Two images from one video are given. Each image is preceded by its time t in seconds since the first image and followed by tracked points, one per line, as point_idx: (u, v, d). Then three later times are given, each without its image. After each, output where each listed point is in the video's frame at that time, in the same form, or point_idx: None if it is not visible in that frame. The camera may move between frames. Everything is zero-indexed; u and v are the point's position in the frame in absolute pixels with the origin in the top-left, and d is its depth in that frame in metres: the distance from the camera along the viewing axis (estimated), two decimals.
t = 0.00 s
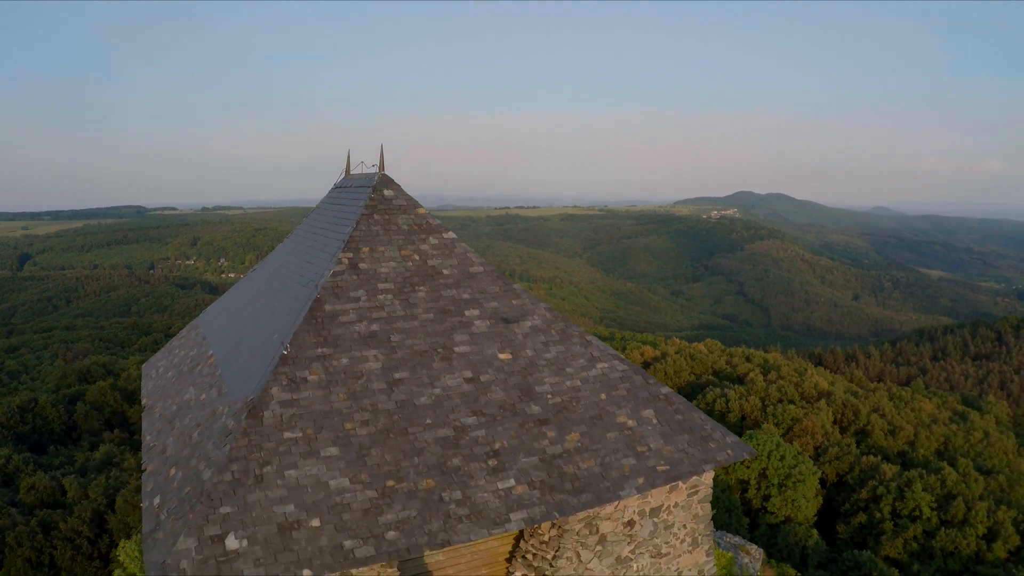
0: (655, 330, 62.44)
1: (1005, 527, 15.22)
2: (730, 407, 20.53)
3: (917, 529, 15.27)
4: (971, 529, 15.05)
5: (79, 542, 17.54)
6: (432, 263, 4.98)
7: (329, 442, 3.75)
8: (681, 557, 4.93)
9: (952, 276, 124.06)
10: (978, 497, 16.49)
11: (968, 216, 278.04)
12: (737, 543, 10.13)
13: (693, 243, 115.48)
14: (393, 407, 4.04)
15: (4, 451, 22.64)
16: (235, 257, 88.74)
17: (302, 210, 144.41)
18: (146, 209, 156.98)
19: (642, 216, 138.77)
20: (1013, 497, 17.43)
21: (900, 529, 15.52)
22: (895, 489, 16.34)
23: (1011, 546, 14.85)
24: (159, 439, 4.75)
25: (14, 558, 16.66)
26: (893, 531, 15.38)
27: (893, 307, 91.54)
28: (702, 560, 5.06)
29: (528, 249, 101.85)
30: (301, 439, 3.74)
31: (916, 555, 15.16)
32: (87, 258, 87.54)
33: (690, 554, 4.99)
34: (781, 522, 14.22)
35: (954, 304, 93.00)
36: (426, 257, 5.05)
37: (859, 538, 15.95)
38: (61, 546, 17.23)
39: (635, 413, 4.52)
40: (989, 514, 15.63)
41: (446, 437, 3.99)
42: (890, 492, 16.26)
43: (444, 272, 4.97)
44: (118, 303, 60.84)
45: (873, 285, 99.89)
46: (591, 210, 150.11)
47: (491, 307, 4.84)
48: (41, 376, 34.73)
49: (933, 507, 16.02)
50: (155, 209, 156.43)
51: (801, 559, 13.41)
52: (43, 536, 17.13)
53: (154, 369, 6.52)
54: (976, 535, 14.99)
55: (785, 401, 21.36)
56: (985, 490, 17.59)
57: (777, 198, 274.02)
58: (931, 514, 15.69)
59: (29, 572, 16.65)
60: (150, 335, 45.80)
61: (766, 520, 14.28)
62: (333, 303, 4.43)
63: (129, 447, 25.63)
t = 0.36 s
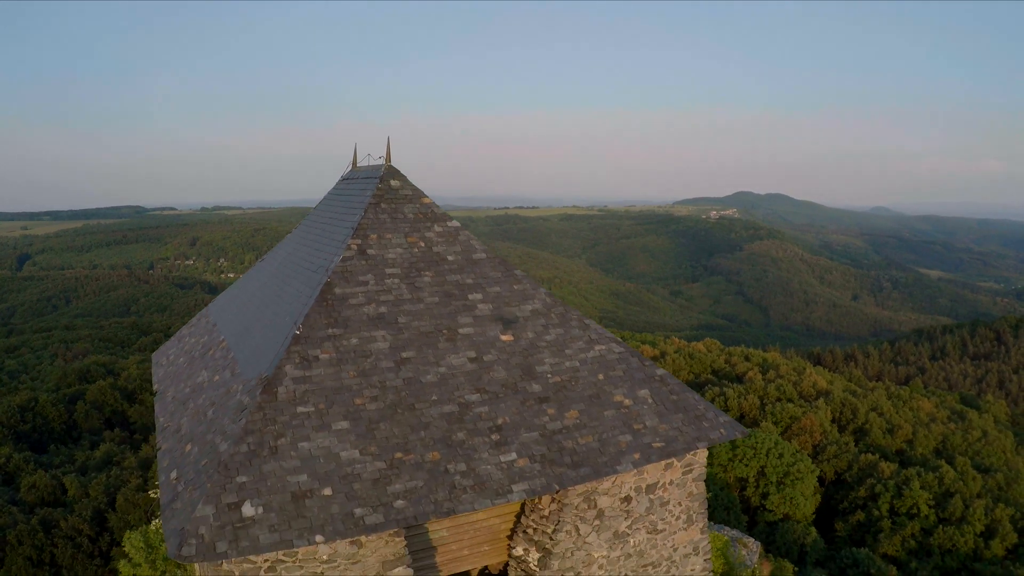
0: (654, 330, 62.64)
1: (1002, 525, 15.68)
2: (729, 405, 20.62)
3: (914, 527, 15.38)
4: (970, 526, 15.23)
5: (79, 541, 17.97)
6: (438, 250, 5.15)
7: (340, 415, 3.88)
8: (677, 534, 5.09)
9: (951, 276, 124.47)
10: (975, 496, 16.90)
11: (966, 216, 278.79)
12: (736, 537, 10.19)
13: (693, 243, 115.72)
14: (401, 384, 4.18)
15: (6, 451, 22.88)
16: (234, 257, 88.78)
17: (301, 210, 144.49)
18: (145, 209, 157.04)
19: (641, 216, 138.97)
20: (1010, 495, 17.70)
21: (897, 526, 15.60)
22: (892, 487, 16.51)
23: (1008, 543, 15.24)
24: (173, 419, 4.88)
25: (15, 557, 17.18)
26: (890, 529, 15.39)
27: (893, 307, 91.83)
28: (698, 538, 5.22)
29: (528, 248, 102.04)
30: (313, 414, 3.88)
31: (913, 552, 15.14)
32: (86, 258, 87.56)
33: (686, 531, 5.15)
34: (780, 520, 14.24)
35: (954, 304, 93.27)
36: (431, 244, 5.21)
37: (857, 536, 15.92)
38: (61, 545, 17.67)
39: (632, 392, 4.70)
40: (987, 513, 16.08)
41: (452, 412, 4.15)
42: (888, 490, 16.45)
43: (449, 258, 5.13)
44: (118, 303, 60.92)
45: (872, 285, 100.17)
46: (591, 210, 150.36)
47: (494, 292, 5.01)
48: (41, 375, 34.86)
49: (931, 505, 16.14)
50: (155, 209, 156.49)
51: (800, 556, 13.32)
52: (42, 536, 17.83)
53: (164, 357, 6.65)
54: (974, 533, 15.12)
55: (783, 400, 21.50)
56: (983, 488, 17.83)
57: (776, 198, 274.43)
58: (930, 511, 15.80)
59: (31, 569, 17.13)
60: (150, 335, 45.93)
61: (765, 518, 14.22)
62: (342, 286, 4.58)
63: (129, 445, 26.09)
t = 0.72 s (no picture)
0: (653, 330, 62.85)
1: (998, 523, 15.92)
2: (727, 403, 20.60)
3: (912, 525, 15.51)
4: (966, 524, 15.37)
5: (79, 539, 18.21)
6: (441, 239, 5.34)
7: (350, 393, 4.06)
8: (671, 512, 5.28)
9: (949, 276, 124.86)
10: (971, 493, 17.03)
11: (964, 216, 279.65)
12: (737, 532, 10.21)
13: (691, 243, 116.00)
14: (407, 364, 4.37)
15: (5, 450, 23.08)
16: (232, 257, 88.84)
17: (299, 210, 144.65)
18: (144, 209, 157.20)
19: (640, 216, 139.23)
20: (1008, 493, 18.02)
21: (894, 524, 15.72)
22: (890, 485, 16.61)
23: (1004, 540, 15.50)
24: (187, 402, 5.04)
25: (15, 555, 17.34)
26: (888, 527, 15.52)
27: (891, 307, 92.17)
28: (692, 517, 5.41)
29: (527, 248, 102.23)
30: (324, 391, 4.07)
31: (910, 550, 15.25)
32: (84, 258, 87.60)
33: (681, 509, 5.34)
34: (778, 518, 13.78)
35: (952, 305, 93.59)
36: (434, 234, 5.40)
37: (854, 533, 15.92)
38: (62, 543, 17.93)
39: (627, 374, 4.90)
40: (984, 510, 16.29)
41: (455, 391, 4.34)
42: (885, 487, 16.56)
43: (452, 247, 5.33)
44: (117, 302, 61.08)
45: (871, 285, 100.50)
46: (590, 210, 150.70)
47: (495, 279, 5.20)
48: (41, 375, 35.00)
49: (928, 503, 16.25)
50: (153, 209, 156.68)
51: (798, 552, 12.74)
52: (43, 534, 18.04)
53: (174, 346, 6.81)
54: (971, 530, 15.30)
55: (781, 398, 21.62)
56: (981, 486, 18.09)
57: (775, 198, 274.94)
58: (927, 509, 15.98)
59: (31, 567, 17.36)
60: (150, 335, 46.05)
61: (763, 515, 13.75)
62: (351, 272, 4.77)
63: (127, 444, 26.37)
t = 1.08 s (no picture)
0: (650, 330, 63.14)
1: (994, 520, 16.17)
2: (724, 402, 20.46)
3: (908, 522, 15.63)
4: (962, 521, 15.65)
5: (78, 537, 18.37)
6: (444, 228, 5.56)
7: (358, 372, 4.26)
8: (664, 492, 5.48)
9: (946, 276, 125.41)
10: (966, 490, 17.40)
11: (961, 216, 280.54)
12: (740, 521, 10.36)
13: (688, 242, 116.42)
14: (410, 346, 4.58)
15: (4, 450, 23.22)
16: (230, 257, 88.94)
17: (296, 210, 144.77)
18: (141, 209, 157.52)
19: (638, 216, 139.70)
20: (1002, 491, 18.20)
21: (891, 521, 15.82)
22: (886, 482, 16.71)
23: (1001, 537, 15.75)
24: (198, 385, 5.23)
25: (14, 554, 17.41)
26: (884, 524, 15.59)
27: (888, 307, 92.57)
28: (684, 497, 5.62)
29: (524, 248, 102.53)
30: (333, 370, 4.27)
31: (906, 546, 15.43)
32: (81, 258, 87.67)
33: (674, 489, 5.54)
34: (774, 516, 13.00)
35: (949, 304, 94.09)
36: (436, 223, 5.62)
37: (850, 531, 16.10)
38: (61, 541, 18.05)
39: (621, 356, 5.12)
40: (980, 508, 16.59)
41: (457, 372, 4.55)
42: (882, 485, 16.63)
43: (453, 236, 5.55)
44: (115, 303, 61.12)
45: (868, 285, 101.01)
46: (587, 210, 151.16)
47: (495, 267, 5.41)
48: (38, 375, 35.12)
49: (924, 500, 16.55)
50: (150, 208, 156.59)
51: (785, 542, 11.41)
52: (41, 532, 18.17)
53: (181, 335, 6.97)
54: (966, 527, 15.60)
55: (777, 396, 21.78)
56: (975, 484, 18.26)
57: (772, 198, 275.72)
58: (922, 506, 16.19)
59: (30, 566, 17.40)
60: (147, 335, 46.16)
61: (759, 513, 13.01)
62: (357, 260, 4.98)
63: (125, 443, 26.52)
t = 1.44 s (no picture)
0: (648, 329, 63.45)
1: (990, 517, 16.15)
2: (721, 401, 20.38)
3: (904, 519, 15.64)
4: (958, 518, 15.67)
5: (78, 536, 18.55)
6: (446, 220, 5.77)
7: (365, 353, 4.46)
8: (659, 473, 5.68)
9: (944, 276, 125.83)
10: (963, 488, 17.44)
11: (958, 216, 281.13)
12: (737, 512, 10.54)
13: (686, 242, 116.76)
14: (415, 329, 4.78)
15: (3, 448, 23.39)
16: (227, 257, 89.00)
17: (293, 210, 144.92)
18: (139, 209, 157.80)
19: (636, 216, 140.03)
20: (998, 489, 18.36)
21: (887, 518, 15.86)
22: (882, 479, 16.80)
23: (997, 534, 15.73)
24: (209, 370, 5.40)
25: (14, 552, 17.60)
26: (881, 521, 15.62)
27: (886, 307, 92.88)
28: (678, 478, 5.81)
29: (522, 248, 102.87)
30: (342, 352, 4.47)
31: (903, 543, 15.43)
32: (79, 258, 87.81)
33: (668, 470, 5.74)
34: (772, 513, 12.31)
35: (947, 304, 94.42)
36: (440, 215, 5.83)
37: (847, 528, 16.22)
38: (60, 540, 18.25)
39: (617, 341, 5.34)
40: (976, 505, 16.53)
41: (460, 354, 4.76)
42: (877, 483, 16.76)
43: (456, 227, 5.76)
44: (113, 303, 61.19)
45: (866, 285, 101.41)
46: (585, 210, 151.55)
47: (495, 256, 5.63)
48: (36, 375, 35.28)
49: (920, 497, 16.65)
50: (148, 209, 156.61)
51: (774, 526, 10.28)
52: (41, 531, 18.33)
53: (189, 326, 7.12)
54: (962, 524, 15.56)
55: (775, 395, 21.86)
56: (972, 482, 18.39)
57: (770, 199, 276.24)
58: (918, 504, 16.29)
59: (30, 564, 17.56)
60: (145, 335, 46.30)
61: (757, 512, 12.54)
62: (364, 249, 5.19)
63: (125, 442, 26.72)
